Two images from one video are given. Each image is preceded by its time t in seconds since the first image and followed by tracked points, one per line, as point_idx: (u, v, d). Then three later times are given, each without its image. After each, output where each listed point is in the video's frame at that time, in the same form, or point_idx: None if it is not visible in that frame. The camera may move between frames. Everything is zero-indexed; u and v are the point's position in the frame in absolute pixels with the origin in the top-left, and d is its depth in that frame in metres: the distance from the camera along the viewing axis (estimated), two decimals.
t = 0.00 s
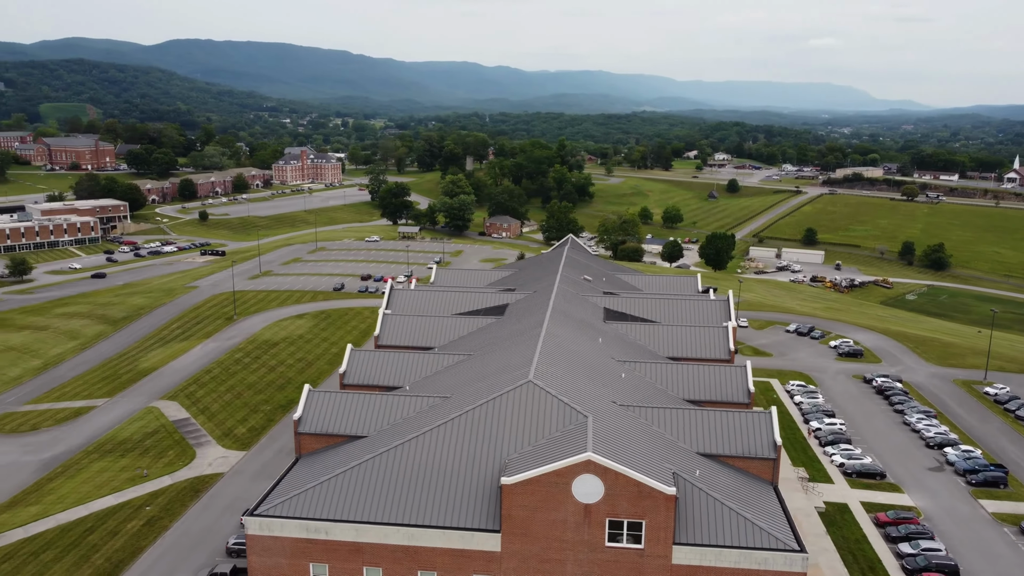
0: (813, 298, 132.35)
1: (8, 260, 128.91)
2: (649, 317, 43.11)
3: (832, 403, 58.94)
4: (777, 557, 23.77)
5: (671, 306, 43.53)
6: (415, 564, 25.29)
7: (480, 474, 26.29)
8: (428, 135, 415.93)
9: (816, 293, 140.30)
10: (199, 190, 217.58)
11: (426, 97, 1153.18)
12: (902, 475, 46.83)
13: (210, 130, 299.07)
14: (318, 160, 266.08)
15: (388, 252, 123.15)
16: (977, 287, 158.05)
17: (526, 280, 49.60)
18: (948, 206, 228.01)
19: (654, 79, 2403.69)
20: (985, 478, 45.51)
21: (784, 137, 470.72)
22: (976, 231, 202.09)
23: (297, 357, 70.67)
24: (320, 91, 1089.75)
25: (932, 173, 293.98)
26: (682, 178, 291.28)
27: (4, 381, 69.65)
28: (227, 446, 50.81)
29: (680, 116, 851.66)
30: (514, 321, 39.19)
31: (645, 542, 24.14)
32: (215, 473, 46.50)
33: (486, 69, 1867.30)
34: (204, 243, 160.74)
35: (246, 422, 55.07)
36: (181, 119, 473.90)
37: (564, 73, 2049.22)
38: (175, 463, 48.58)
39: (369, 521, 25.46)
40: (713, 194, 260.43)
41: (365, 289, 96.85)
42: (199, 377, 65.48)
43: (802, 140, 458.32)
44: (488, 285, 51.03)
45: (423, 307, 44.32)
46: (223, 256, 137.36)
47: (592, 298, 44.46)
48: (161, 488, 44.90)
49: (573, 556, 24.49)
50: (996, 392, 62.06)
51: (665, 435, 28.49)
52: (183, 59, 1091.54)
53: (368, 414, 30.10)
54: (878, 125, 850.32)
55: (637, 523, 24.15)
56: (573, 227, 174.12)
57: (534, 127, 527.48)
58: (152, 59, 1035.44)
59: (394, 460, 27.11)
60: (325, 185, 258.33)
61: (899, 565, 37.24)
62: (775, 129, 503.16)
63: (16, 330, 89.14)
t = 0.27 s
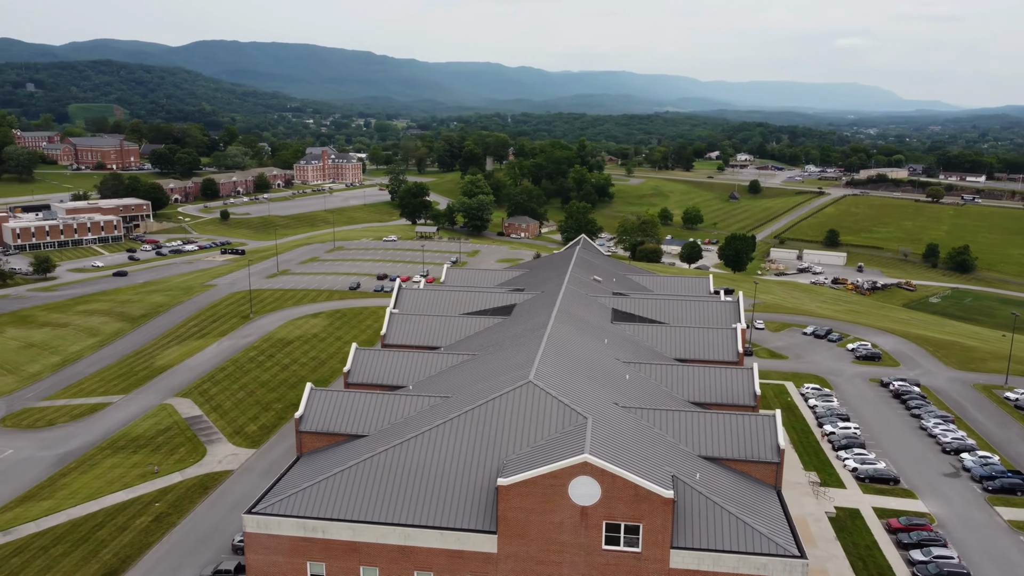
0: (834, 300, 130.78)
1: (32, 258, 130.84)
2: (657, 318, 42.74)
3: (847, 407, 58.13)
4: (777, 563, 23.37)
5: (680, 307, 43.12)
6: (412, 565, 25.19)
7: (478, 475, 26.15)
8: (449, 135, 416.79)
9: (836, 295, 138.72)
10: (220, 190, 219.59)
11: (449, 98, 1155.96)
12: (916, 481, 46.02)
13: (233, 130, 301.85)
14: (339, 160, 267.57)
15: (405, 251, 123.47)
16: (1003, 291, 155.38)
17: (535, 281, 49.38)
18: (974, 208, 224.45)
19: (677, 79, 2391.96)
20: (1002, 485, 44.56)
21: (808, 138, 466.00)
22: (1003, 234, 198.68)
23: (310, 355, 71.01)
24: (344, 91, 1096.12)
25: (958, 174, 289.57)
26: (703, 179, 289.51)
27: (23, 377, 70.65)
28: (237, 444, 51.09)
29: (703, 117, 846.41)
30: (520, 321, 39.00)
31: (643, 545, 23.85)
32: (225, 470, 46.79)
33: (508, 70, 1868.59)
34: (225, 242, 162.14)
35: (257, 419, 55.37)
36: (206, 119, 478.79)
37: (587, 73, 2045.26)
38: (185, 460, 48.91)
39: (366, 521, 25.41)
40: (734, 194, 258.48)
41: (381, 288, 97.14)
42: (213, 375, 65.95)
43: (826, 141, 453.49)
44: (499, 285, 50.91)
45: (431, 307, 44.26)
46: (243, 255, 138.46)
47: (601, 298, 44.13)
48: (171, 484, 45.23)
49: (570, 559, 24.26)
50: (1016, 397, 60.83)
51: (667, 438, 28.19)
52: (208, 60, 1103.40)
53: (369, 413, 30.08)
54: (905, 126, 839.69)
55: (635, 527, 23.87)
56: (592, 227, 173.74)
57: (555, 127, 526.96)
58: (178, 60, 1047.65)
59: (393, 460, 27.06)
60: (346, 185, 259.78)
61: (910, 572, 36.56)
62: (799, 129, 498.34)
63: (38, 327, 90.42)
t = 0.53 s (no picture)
0: (855, 302, 129.16)
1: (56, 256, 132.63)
2: (666, 319, 42.41)
3: (862, 411, 57.31)
4: (776, 568, 22.96)
5: (689, 308, 42.74)
6: (408, 565, 25.08)
7: (476, 476, 26.05)
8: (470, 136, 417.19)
9: (858, 297, 136.98)
10: (242, 189, 221.42)
11: (471, 99, 1157.53)
12: (930, 487, 45.22)
13: (256, 130, 304.26)
14: (360, 160, 268.69)
15: (422, 251, 123.63)
16: None
17: (544, 281, 49.17)
18: (1001, 210, 220.76)
19: (700, 80, 2378.61)
20: (1019, 491, 43.59)
21: (832, 138, 460.84)
22: None
23: (323, 354, 71.30)
24: (366, 91, 1101.44)
25: (985, 176, 285.06)
26: (725, 180, 287.49)
27: (42, 374, 71.62)
28: (247, 442, 51.40)
29: (726, 117, 840.41)
30: (525, 322, 38.87)
31: (640, 549, 23.55)
32: (235, 467, 47.11)
33: (530, 70, 1867.94)
34: (246, 241, 163.51)
35: (268, 418, 55.68)
36: (230, 119, 483.14)
37: (609, 74, 2040.50)
38: (196, 456, 49.34)
39: (363, 520, 25.33)
40: (755, 195, 256.32)
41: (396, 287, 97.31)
42: (227, 372, 66.46)
43: (850, 141, 448.29)
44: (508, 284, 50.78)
45: (439, 307, 44.28)
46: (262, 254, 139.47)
47: (608, 299, 43.79)
48: (181, 481, 45.57)
49: (566, 561, 24.04)
50: None
51: (669, 439, 27.86)
52: (233, 62, 1114.19)
53: (370, 412, 30.08)
54: (932, 126, 828.14)
55: (631, 530, 23.59)
56: (611, 228, 172.43)
57: (577, 128, 525.98)
58: (204, 61, 1059.13)
59: (392, 460, 27.03)
60: (366, 184, 260.87)
61: None
62: (823, 130, 493.15)
63: (59, 324, 91.59)
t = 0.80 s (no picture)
0: (876, 305, 127.43)
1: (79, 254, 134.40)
2: (674, 321, 42.02)
3: (878, 415, 56.46)
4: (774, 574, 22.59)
5: (699, 310, 42.34)
6: (404, 565, 24.99)
7: (472, 478, 25.87)
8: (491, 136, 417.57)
9: (880, 300, 135.25)
10: (264, 189, 223.27)
11: (493, 99, 1158.81)
12: (944, 493, 44.42)
13: (278, 131, 306.65)
14: (380, 160, 269.73)
15: (439, 250, 123.79)
16: None
17: (553, 282, 48.91)
18: None
19: (724, 80, 2363.08)
20: None
21: (857, 139, 455.71)
22: None
23: (336, 354, 71.51)
24: (389, 91, 1106.27)
25: (1013, 177, 280.39)
26: (746, 180, 285.21)
27: (61, 370, 72.55)
28: (258, 439, 51.69)
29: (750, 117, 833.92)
30: (532, 322, 38.65)
31: (636, 553, 23.26)
32: (243, 465, 47.36)
33: (553, 70, 1866.48)
34: (266, 240, 164.72)
35: (279, 416, 55.93)
36: (254, 120, 487.38)
37: (632, 74, 2033.52)
38: (206, 453, 49.69)
39: (360, 520, 25.28)
40: (777, 196, 254.09)
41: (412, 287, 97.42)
42: (241, 370, 66.93)
43: (875, 142, 443.01)
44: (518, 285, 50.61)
45: (447, 307, 44.20)
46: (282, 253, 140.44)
47: (617, 300, 43.45)
48: (190, 478, 45.88)
49: (562, 564, 23.79)
50: None
51: (670, 442, 27.55)
52: (258, 62, 1124.23)
53: (371, 412, 29.99)
54: (960, 126, 816.10)
55: (628, 533, 23.30)
56: (630, 229, 171.15)
57: (599, 128, 524.56)
58: (230, 62, 1070.74)
59: (390, 460, 26.95)
60: (386, 184, 261.91)
61: None
62: (848, 130, 487.53)
63: (79, 321, 92.81)
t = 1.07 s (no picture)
0: (897, 307, 125.78)
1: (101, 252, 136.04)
2: (683, 322, 41.64)
3: (894, 419, 55.57)
4: None
5: (709, 311, 41.91)
6: (399, 565, 24.89)
7: (469, 478, 25.71)
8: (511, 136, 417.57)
9: (901, 302, 133.44)
10: (284, 188, 224.83)
11: (515, 99, 1158.94)
12: (959, 500, 43.58)
13: (300, 130, 308.78)
14: (401, 160, 270.56)
15: (456, 250, 123.85)
16: None
17: (563, 282, 48.65)
18: None
19: (748, 79, 2345.79)
20: None
21: (883, 139, 450.26)
22: None
23: (349, 353, 71.67)
24: (411, 92, 1110.34)
25: None
26: (768, 181, 282.75)
27: (79, 366, 73.43)
28: (268, 438, 51.96)
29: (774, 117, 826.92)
30: (538, 322, 38.43)
31: (632, 556, 22.99)
32: (252, 463, 47.58)
33: (575, 70, 1863.06)
34: (285, 239, 165.79)
35: (291, 415, 56.15)
36: (277, 120, 491.30)
37: (655, 74, 2024.90)
38: (216, 451, 50.01)
39: (357, 519, 25.21)
40: (800, 197, 251.66)
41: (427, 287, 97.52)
42: (254, 368, 67.33)
43: (901, 142, 437.52)
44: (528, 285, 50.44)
45: (455, 306, 44.14)
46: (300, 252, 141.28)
47: (626, 300, 43.10)
48: (199, 475, 46.18)
49: (558, 567, 23.56)
50: None
51: (670, 445, 27.23)
52: (282, 62, 1133.19)
53: (372, 411, 29.94)
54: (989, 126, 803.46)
55: (624, 537, 23.03)
56: (649, 229, 169.73)
57: (621, 128, 522.78)
58: (255, 62, 1080.74)
59: (388, 460, 26.88)
60: (406, 184, 262.76)
61: None
62: (873, 130, 481.72)
63: (99, 318, 93.93)
